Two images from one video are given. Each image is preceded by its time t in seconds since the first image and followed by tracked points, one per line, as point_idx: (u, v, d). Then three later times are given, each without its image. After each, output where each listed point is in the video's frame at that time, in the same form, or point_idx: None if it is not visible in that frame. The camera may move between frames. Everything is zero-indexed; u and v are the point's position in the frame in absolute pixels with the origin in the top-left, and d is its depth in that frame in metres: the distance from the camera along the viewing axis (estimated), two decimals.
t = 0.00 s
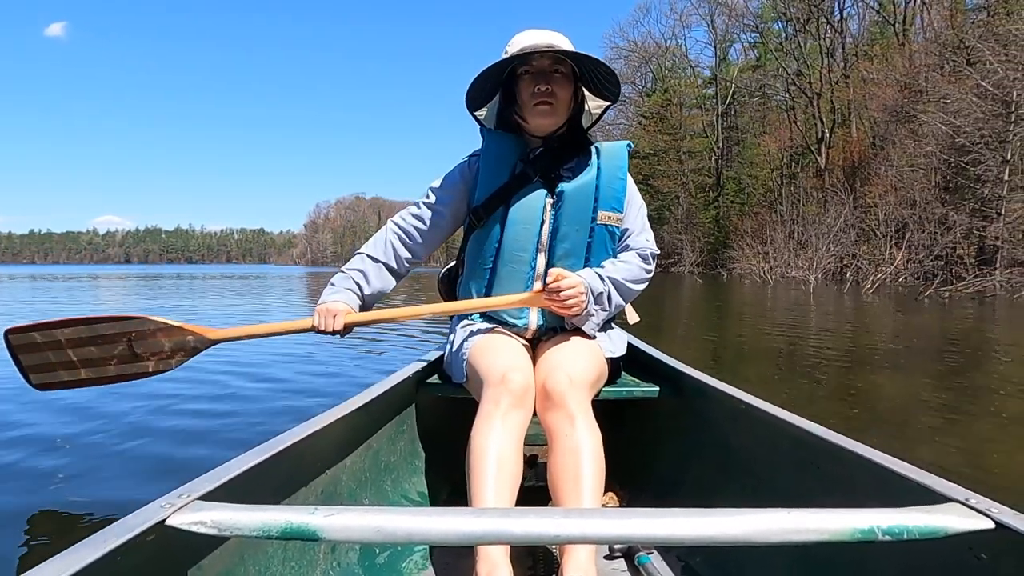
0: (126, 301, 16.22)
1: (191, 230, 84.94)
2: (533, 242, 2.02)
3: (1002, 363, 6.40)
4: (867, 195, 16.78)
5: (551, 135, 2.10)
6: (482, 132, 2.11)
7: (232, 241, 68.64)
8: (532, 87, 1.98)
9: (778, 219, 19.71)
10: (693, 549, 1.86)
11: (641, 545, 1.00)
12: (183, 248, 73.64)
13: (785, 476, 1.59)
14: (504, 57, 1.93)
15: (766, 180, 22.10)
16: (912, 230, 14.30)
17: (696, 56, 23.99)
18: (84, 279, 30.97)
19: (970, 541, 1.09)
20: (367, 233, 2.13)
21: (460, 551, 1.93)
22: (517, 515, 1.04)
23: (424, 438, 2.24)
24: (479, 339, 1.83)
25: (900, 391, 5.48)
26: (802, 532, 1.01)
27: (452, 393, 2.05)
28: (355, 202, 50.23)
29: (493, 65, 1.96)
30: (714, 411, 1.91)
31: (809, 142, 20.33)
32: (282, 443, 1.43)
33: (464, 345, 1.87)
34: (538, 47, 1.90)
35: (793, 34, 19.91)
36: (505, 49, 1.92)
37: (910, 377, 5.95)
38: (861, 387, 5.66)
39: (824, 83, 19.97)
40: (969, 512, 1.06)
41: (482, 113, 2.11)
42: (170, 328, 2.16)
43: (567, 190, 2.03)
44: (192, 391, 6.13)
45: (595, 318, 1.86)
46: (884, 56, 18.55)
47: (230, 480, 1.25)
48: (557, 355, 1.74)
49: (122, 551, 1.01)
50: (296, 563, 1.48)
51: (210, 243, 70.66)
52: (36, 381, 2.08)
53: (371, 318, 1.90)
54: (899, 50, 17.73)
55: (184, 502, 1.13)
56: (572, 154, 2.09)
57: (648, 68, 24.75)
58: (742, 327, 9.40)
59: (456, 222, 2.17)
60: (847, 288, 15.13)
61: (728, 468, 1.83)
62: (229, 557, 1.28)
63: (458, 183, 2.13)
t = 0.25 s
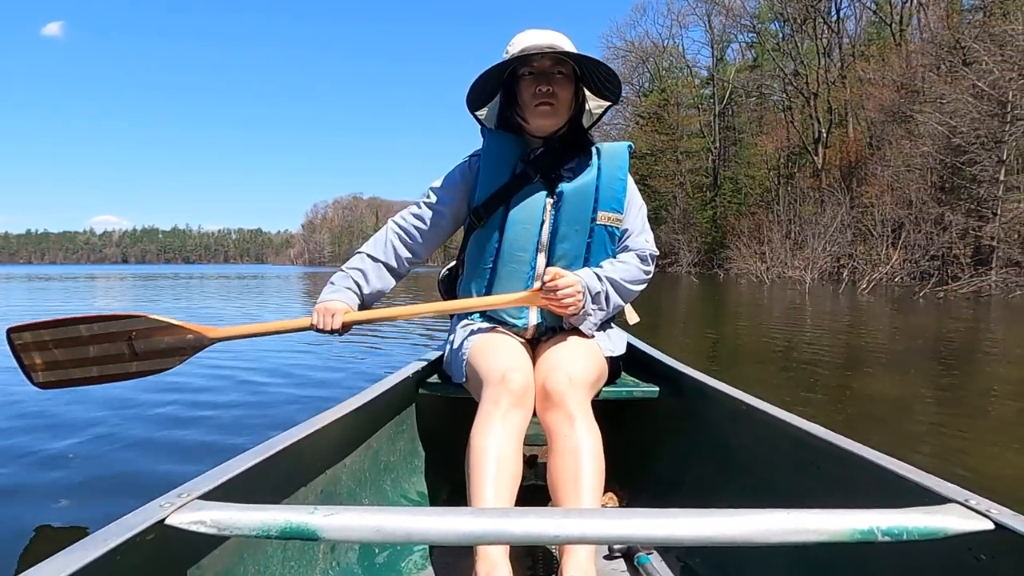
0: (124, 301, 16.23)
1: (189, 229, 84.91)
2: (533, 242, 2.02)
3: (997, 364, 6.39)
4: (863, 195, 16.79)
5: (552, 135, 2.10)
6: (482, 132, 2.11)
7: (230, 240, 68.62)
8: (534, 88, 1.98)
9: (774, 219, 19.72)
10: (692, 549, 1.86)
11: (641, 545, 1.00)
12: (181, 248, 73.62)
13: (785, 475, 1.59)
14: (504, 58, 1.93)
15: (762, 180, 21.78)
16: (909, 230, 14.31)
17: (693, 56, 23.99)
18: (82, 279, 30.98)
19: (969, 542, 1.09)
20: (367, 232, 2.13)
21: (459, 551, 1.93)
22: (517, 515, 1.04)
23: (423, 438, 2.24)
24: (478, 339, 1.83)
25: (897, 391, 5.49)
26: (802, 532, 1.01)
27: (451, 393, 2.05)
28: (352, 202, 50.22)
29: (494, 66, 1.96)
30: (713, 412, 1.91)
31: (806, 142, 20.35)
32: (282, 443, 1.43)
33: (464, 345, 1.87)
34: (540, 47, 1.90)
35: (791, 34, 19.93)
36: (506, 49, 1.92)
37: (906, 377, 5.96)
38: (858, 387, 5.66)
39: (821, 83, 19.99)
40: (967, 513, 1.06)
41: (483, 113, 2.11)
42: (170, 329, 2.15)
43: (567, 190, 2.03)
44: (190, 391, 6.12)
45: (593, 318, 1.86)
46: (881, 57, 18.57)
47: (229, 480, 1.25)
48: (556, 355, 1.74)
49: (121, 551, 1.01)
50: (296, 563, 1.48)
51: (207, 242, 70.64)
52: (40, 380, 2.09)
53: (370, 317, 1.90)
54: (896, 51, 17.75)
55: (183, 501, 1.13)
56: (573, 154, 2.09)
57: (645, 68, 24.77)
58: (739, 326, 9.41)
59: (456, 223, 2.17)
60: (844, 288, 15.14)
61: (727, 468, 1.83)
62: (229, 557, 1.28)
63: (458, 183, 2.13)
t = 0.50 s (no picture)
0: (123, 300, 16.26)
1: (188, 228, 84.92)
2: (533, 243, 2.01)
3: (995, 363, 6.37)
4: (860, 196, 16.79)
5: (553, 135, 2.10)
6: (484, 133, 2.11)
7: (228, 239, 68.64)
8: (535, 88, 1.98)
9: (771, 219, 19.73)
10: (692, 549, 1.86)
11: (640, 545, 1.00)
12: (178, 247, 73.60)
13: (784, 476, 1.59)
14: (506, 58, 1.93)
15: (760, 180, 21.90)
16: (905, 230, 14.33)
17: (691, 57, 23.99)
18: (81, 279, 31.03)
19: (968, 542, 1.09)
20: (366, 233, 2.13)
21: (459, 551, 1.92)
22: (518, 515, 1.03)
23: (423, 439, 2.24)
24: (478, 338, 1.83)
25: (896, 390, 5.48)
26: (802, 533, 1.01)
27: (450, 393, 2.05)
28: (351, 201, 50.21)
29: (495, 66, 1.96)
30: (713, 412, 1.91)
31: (803, 143, 20.35)
32: (281, 443, 1.43)
33: (464, 344, 1.87)
34: (542, 48, 1.90)
35: (788, 35, 19.93)
36: (508, 49, 1.92)
37: (905, 377, 5.97)
38: (856, 387, 5.66)
39: (818, 83, 19.99)
40: (968, 514, 1.06)
41: (484, 113, 2.12)
42: (168, 327, 2.14)
43: (567, 190, 2.02)
44: (189, 390, 6.13)
45: (592, 317, 1.87)
46: (878, 57, 18.57)
47: (228, 480, 1.24)
48: (556, 355, 1.74)
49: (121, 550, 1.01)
50: (295, 563, 1.48)
51: (205, 241, 70.69)
52: (36, 378, 2.10)
53: (368, 316, 1.90)
54: (893, 51, 17.74)
55: (183, 501, 1.13)
56: (575, 154, 2.09)
57: (643, 68, 24.79)
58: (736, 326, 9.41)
59: (457, 224, 2.17)
60: (841, 288, 15.15)
61: (727, 469, 1.83)
62: (228, 556, 1.28)
63: (458, 183, 2.13)
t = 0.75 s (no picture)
0: (122, 300, 16.29)
1: (187, 228, 84.97)
2: (533, 243, 2.01)
3: (991, 363, 6.37)
4: (857, 196, 16.82)
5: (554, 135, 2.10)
6: (485, 132, 2.11)
7: (226, 239, 68.72)
8: (537, 88, 1.98)
9: (769, 219, 19.76)
10: (692, 549, 1.86)
11: (639, 545, 1.00)
12: (177, 247, 73.67)
13: (784, 476, 1.59)
14: (508, 58, 1.93)
15: (757, 180, 21.98)
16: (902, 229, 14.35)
17: (689, 57, 24.02)
18: (80, 279, 31.12)
19: (967, 543, 1.09)
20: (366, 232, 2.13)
21: (458, 551, 1.93)
22: (518, 515, 1.03)
23: (423, 438, 2.24)
24: (478, 339, 1.83)
25: (892, 390, 5.48)
26: (802, 533, 1.01)
27: (451, 393, 2.05)
28: (349, 201, 50.27)
29: (497, 66, 1.96)
30: (713, 412, 1.91)
31: (801, 143, 20.37)
32: (281, 442, 1.43)
33: (464, 344, 1.86)
34: (545, 48, 1.90)
35: (785, 35, 19.98)
36: (510, 49, 1.92)
37: (902, 376, 5.98)
38: (854, 386, 5.67)
39: (816, 83, 20.03)
40: (968, 515, 1.05)
41: (485, 113, 2.12)
42: (170, 326, 2.13)
43: (568, 190, 2.02)
44: (189, 390, 6.13)
45: (592, 318, 1.87)
46: (875, 57, 18.59)
47: (229, 479, 1.24)
48: (556, 355, 1.74)
49: (120, 549, 1.01)
50: (295, 563, 1.48)
51: (204, 241, 70.78)
52: (39, 376, 2.10)
53: (368, 316, 1.90)
54: (890, 51, 17.76)
55: (183, 501, 1.13)
56: (576, 154, 2.10)
57: (641, 69, 24.82)
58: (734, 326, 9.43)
59: (457, 223, 2.17)
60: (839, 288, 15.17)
61: (727, 469, 1.84)
62: (228, 556, 1.28)
63: (459, 183, 2.13)
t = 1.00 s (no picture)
0: (120, 300, 16.29)
1: (185, 228, 84.92)
2: (533, 243, 2.01)
3: (988, 363, 6.37)
4: (854, 196, 16.82)
5: (554, 135, 2.10)
6: (485, 132, 2.12)
7: (223, 239, 68.63)
8: (537, 89, 1.98)
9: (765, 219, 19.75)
10: (692, 549, 1.86)
11: (640, 545, 1.00)
12: (175, 247, 73.72)
13: (783, 476, 1.59)
14: (508, 58, 1.93)
15: (755, 180, 21.93)
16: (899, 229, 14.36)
17: (686, 57, 24.00)
18: (77, 279, 31.13)
19: (967, 543, 1.09)
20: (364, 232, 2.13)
21: (458, 551, 1.93)
22: (518, 515, 1.03)
23: (423, 438, 2.24)
24: (478, 338, 1.83)
25: (890, 390, 5.47)
26: (802, 533, 1.01)
27: (451, 392, 2.05)
28: (347, 201, 50.24)
29: (497, 65, 1.96)
30: (712, 412, 1.92)
31: (799, 143, 20.37)
32: (281, 442, 1.44)
33: (464, 344, 1.87)
34: (545, 48, 1.90)
35: (783, 35, 19.98)
36: (509, 49, 1.92)
37: (899, 376, 5.99)
38: (851, 386, 5.67)
39: (814, 83, 20.03)
40: (968, 515, 1.05)
41: (485, 112, 2.12)
42: (170, 325, 2.13)
43: (568, 190, 2.02)
44: (187, 390, 6.13)
45: (592, 318, 1.87)
46: (872, 57, 18.60)
47: (229, 479, 1.24)
48: (556, 356, 1.74)
49: (120, 549, 1.01)
50: (295, 562, 1.48)
51: (201, 241, 70.77)
52: (38, 374, 2.10)
53: (368, 316, 1.89)
54: (888, 51, 17.76)
55: (182, 501, 1.13)
56: (575, 154, 2.10)
57: (638, 69, 24.79)
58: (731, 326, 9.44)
59: (456, 223, 2.16)
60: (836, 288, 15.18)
61: (727, 469, 1.84)
62: (228, 555, 1.28)
63: (459, 182, 2.13)
